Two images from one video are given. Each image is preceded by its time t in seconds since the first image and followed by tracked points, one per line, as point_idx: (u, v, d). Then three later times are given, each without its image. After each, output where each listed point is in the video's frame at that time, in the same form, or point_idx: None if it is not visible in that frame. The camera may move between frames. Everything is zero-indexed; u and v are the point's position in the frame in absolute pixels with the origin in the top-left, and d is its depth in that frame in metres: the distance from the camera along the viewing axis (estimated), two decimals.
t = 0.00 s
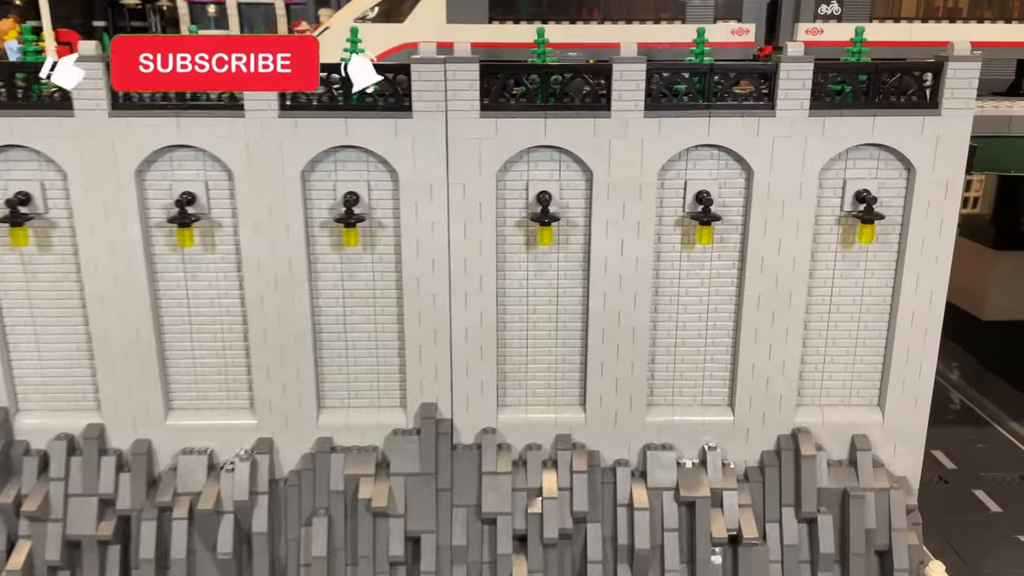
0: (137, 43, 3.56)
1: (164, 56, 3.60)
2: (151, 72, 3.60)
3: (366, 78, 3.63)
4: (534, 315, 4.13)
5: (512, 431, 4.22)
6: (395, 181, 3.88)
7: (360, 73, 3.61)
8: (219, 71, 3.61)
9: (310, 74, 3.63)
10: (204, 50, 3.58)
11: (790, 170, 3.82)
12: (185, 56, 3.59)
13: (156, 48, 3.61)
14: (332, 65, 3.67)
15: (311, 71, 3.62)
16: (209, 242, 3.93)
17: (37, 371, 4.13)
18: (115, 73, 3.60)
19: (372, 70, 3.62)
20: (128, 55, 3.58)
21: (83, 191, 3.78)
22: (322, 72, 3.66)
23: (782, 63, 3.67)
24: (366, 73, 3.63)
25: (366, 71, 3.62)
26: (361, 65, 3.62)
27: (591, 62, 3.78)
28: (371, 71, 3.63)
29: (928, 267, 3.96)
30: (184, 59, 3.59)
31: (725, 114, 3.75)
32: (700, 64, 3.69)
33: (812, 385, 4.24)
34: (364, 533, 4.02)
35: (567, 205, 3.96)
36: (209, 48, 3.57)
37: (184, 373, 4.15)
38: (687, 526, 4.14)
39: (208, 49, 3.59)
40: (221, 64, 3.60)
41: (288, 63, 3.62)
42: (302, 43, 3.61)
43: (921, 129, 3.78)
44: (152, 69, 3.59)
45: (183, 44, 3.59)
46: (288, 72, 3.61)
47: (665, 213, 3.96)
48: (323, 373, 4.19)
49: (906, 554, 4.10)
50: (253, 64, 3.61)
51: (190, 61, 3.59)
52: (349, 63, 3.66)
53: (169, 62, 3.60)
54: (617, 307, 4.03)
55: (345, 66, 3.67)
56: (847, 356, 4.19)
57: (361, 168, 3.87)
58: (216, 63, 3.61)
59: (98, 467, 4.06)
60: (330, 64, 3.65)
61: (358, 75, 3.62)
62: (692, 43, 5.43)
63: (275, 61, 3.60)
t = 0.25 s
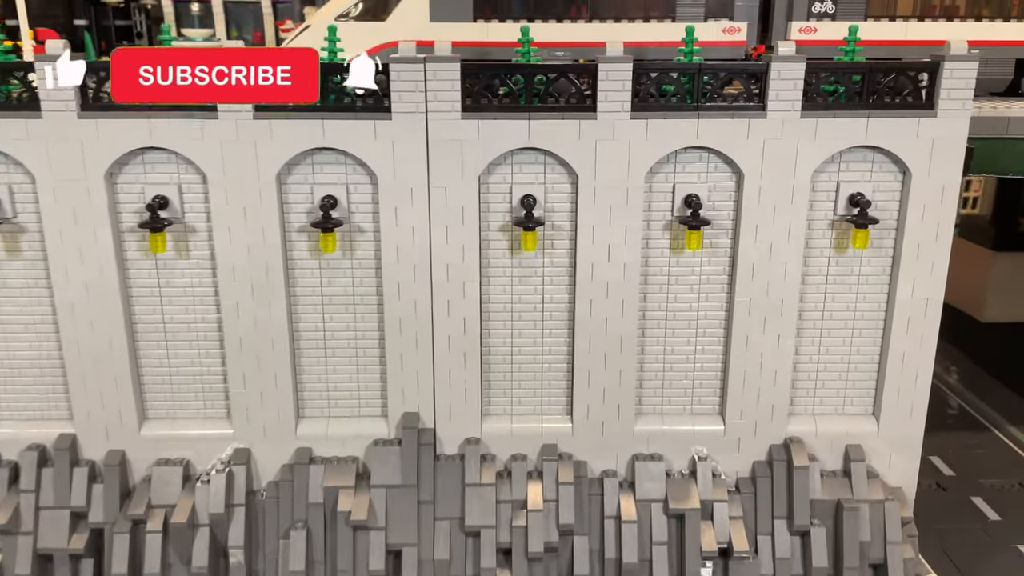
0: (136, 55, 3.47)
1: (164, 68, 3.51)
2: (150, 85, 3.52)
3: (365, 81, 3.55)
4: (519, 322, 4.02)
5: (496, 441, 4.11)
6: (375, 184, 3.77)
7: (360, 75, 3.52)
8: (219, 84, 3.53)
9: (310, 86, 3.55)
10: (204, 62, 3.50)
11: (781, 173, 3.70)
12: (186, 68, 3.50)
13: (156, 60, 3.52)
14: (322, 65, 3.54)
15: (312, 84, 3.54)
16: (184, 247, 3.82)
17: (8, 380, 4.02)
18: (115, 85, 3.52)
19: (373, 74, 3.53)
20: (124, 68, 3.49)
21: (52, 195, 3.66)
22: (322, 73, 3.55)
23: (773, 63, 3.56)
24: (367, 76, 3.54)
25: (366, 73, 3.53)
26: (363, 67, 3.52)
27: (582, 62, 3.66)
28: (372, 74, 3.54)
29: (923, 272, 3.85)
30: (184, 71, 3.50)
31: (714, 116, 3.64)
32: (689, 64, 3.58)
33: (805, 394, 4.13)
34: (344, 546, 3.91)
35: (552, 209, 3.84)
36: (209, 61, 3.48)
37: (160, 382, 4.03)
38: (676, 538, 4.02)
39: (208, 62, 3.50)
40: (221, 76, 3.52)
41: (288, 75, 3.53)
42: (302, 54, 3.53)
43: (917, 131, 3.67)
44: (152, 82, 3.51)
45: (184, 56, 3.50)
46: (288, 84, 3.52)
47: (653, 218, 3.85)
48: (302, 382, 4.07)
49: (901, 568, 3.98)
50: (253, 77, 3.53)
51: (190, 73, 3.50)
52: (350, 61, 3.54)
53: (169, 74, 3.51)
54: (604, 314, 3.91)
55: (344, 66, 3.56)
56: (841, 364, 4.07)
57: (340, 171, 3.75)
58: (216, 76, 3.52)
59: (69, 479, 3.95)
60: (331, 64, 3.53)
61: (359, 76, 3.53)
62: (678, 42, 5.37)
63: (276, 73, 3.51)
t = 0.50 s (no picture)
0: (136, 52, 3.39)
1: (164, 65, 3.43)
2: (150, 83, 3.43)
3: (365, 79, 3.50)
4: (510, 327, 3.93)
5: (487, 449, 4.02)
6: (363, 187, 3.68)
7: (360, 75, 3.47)
8: (219, 81, 3.45)
9: (311, 83, 3.46)
10: (205, 59, 3.42)
11: (778, 175, 3.62)
12: (186, 65, 3.41)
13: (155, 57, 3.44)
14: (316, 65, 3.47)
15: (312, 80, 3.46)
16: (167, 251, 3.73)
17: None
18: (114, 82, 3.43)
19: (373, 73, 3.48)
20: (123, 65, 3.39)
21: (32, 198, 3.58)
22: (322, 73, 3.47)
23: (769, 63, 3.48)
24: (366, 75, 3.49)
25: (366, 72, 3.48)
26: (362, 66, 3.47)
27: (576, 61, 3.58)
28: (372, 73, 3.49)
29: (923, 277, 3.77)
30: (184, 68, 3.42)
31: (709, 117, 3.56)
32: (683, 64, 3.50)
33: (802, 400, 4.05)
34: (331, 556, 3.83)
35: (544, 212, 3.76)
36: (209, 57, 3.40)
37: (143, 389, 3.95)
38: (671, 548, 3.94)
39: (209, 59, 3.43)
40: (222, 73, 3.44)
41: (288, 72, 3.45)
42: (302, 51, 3.45)
43: (916, 132, 3.59)
44: (152, 79, 3.42)
45: (184, 54, 3.42)
46: (288, 81, 3.44)
47: (647, 221, 3.77)
48: (289, 388, 3.99)
49: None
50: (254, 74, 3.45)
51: (191, 70, 3.42)
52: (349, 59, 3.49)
53: (169, 71, 3.42)
54: (597, 319, 3.83)
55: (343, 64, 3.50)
56: (839, 370, 3.99)
57: (326, 173, 3.67)
58: (216, 73, 3.44)
59: (50, 488, 3.86)
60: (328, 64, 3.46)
61: (359, 75, 3.49)
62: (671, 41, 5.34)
63: (278, 70, 3.44)
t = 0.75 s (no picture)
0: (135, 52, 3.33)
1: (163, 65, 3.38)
2: (151, 83, 3.38)
3: (365, 79, 3.44)
4: (508, 330, 3.89)
5: (485, 453, 3.98)
6: (359, 188, 3.64)
7: (360, 74, 3.41)
8: (219, 81, 3.40)
9: (311, 83, 3.41)
10: (205, 59, 3.37)
11: (778, 176, 3.58)
12: (186, 65, 3.36)
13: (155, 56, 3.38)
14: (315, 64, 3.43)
15: (313, 80, 3.41)
16: (160, 253, 3.69)
17: None
18: (114, 82, 3.38)
19: (373, 72, 3.42)
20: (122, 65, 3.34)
21: (23, 199, 3.53)
22: (325, 73, 3.43)
23: (770, 63, 3.43)
24: (366, 74, 3.43)
25: (366, 72, 3.41)
26: (362, 65, 3.40)
27: (574, 61, 3.54)
28: (372, 73, 3.43)
29: (925, 279, 3.72)
30: (184, 68, 3.36)
31: (709, 117, 3.51)
32: (683, 64, 3.46)
33: (803, 404, 4.00)
34: (326, 562, 3.78)
35: (541, 214, 3.71)
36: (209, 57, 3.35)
37: (136, 393, 3.90)
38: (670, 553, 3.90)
39: (209, 59, 3.38)
40: (222, 73, 3.39)
41: (288, 72, 3.40)
42: (302, 51, 3.40)
43: (918, 133, 3.54)
44: (152, 79, 3.37)
45: (184, 53, 3.37)
46: (288, 81, 3.39)
47: (646, 222, 3.72)
48: (284, 392, 3.94)
49: None
50: (254, 74, 3.40)
51: (191, 70, 3.36)
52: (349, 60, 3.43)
53: (169, 71, 3.37)
54: (595, 322, 3.78)
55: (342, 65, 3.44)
56: (840, 373, 3.95)
57: (322, 175, 3.62)
58: (216, 73, 3.39)
59: (42, 493, 3.82)
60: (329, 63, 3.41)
61: (359, 75, 3.42)
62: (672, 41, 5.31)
63: (279, 69, 3.38)
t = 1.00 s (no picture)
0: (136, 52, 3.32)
1: (164, 65, 3.36)
2: (151, 83, 3.36)
3: (365, 79, 3.45)
4: (511, 332, 3.86)
5: (488, 455, 3.96)
6: (362, 189, 3.62)
7: (360, 74, 3.42)
8: (219, 81, 3.38)
9: (312, 83, 3.40)
10: (205, 59, 3.35)
11: (784, 177, 3.56)
12: (186, 65, 3.34)
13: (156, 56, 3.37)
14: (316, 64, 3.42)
15: (313, 80, 3.39)
16: (162, 254, 3.67)
17: None
18: (114, 82, 3.36)
19: (373, 73, 3.42)
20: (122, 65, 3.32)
21: (24, 200, 3.50)
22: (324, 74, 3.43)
23: (775, 63, 3.42)
24: (366, 75, 3.44)
25: (366, 72, 3.42)
26: (362, 66, 3.41)
27: (578, 61, 3.52)
28: (371, 73, 3.43)
29: (931, 280, 3.71)
30: (184, 68, 3.35)
31: (714, 118, 3.49)
32: (688, 64, 3.43)
33: (808, 406, 3.98)
34: (329, 565, 3.76)
35: (545, 215, 3.69)
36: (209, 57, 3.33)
37: (138, 395, 3.88)
38: (675, 556, 3.88)
39: (209, 58, 3.36)
40: (222, 73, 3.37)
41: (288, 72, 3.38)
42: (302, 51, 3.38)
43: (924, 134, 3.53)
44: (152, 79, 3.36)
45: (184, 53, 3.35)
46: (288, 81, 3.38)
47: (651, 224, 3.71)
48: (286, 394, 3.92)
49: None
50: (254, 74, 3.38)
51: (191, 70, 3.34)
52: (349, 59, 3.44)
53: (169, 71, 3.35)
54: (599, 324, 3.76)
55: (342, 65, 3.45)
56: (845, 375, 3.93)
57: (325, 176, 3.60)
58: (216, 72, 3.36)
59: (43, 495, 3.79)
60: (329, 64, 3.41)
61: (359, 75, 3.43)
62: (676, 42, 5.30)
63: (279, 69, 3.37)
